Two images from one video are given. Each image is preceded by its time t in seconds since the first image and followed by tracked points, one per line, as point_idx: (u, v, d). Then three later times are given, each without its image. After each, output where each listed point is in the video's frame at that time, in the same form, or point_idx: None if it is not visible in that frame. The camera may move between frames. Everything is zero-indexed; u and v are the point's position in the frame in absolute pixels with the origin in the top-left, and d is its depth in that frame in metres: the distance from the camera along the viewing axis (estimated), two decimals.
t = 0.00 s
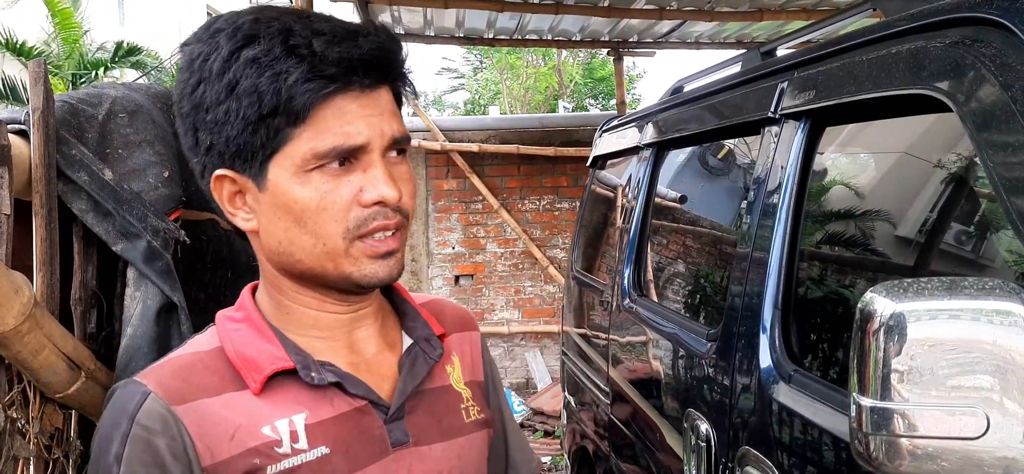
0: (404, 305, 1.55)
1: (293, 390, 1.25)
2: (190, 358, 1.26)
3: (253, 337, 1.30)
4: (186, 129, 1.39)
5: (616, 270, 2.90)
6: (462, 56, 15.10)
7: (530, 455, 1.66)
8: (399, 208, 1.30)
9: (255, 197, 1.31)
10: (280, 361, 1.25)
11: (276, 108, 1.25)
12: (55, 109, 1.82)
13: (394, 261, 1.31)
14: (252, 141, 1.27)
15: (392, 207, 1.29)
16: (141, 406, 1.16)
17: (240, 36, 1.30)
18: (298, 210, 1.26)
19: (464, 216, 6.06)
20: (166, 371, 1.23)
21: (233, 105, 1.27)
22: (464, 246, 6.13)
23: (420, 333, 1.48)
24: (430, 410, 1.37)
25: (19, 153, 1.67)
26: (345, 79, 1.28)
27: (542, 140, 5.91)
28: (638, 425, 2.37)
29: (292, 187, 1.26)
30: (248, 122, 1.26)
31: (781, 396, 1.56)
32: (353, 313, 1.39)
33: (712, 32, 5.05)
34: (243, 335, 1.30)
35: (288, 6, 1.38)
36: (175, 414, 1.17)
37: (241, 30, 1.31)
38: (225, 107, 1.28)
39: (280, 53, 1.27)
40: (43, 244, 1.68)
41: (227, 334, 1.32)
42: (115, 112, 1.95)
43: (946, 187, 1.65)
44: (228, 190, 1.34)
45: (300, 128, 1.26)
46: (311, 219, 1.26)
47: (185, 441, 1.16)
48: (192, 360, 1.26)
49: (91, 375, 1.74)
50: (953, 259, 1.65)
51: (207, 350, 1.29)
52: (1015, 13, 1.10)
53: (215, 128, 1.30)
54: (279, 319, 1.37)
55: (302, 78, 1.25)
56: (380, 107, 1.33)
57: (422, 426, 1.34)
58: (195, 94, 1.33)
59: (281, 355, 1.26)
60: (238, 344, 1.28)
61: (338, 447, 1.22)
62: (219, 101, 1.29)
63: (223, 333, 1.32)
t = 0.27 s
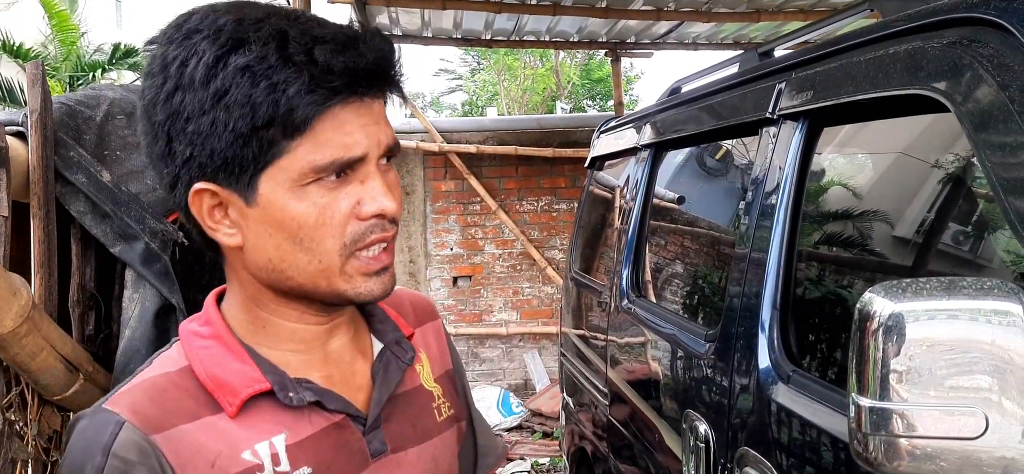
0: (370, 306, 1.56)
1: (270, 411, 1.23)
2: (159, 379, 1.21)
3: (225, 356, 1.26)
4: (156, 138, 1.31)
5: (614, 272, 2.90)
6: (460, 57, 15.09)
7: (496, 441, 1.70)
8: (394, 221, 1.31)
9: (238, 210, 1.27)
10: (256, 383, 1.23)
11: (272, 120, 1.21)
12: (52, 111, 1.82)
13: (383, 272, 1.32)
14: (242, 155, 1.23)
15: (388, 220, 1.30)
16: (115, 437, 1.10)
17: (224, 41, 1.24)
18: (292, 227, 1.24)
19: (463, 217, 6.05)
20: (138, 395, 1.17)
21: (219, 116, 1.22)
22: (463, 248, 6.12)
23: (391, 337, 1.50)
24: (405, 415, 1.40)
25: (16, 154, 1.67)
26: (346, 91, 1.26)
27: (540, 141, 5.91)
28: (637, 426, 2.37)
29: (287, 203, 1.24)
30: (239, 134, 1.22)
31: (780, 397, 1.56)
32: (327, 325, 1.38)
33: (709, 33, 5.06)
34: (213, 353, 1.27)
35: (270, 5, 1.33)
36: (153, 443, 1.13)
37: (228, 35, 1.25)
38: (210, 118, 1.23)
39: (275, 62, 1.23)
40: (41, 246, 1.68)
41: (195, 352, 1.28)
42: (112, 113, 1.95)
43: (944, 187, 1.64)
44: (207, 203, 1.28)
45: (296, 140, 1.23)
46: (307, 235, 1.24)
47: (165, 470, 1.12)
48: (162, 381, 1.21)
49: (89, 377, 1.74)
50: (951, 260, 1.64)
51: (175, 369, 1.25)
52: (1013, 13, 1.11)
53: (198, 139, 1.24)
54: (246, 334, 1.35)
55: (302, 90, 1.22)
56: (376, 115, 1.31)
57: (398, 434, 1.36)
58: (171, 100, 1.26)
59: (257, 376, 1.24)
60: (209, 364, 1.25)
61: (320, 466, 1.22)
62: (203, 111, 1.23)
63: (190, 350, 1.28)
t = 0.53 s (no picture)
0: (354, 306, 1.54)
1: (257, 412, 1.21)
2: (143, 384, 1.19)
3: (209, 359, 1.25)
4: (129, 139, 1.30)
5: (613, 273, 2.90)
6: (457, 59, 15.10)
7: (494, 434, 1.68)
8: (374, 201, 1.31)
9: (220, 204, 1.26)
10: (241, 383, 1.21)
11: (244, 105, 1.21)
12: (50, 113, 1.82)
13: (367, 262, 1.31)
14: (217, 144, 1.22)
15: (369, 199, 1.29)
16: (99, 442, 1.08)
17: (190, 32, 1.24)
18: (274, 212, 1.23)
19: (461, 219, 6.05)
20: (121, 400, 1.15)
21: (191, 107, 1.21)
22: (461, 249, 6.12)
23: (374, 335, 1.48)
24: (392, 413, 1.37)
25: (12, 157, 1.67)
26: (313, 68, 1.27)
27: (538, 142, 5.91)
28: (635, 426, 2.37)
29: (268, 190, 1.23)
30: (213, 122, 1.21)
31: (778, 397, 1.56)
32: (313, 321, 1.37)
33: (706, 34, 5.06)
34: (198, 356, 1.25)
35: None
36: (138, 447, 1.10)
37: (193, 28, 1.25)
38: (182, 111, 1.21)
39: (241, 46, 1.23)
40: (39, 248, 1.68)
41: (179, 356, 1.26)
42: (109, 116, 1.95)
43: (942, 187, 1.67)
44: (186, 198, 1.28)
45: (271, 125, 1.23)
46: (289, 220, 1.23)
47: None
48: (146, 386, 1.19)
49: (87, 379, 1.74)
50: (948, 259, 1.66)
51: (159, 374, 1.23)
52: (1009, 13, 1.11)
53: (171, 132, 1.23)
54: (230, 336, 1.33)
55: (272, 70, 1.22)
56: (347, 98, 1.32)
57: (387, 431, 1.33)
58: (143, 97, 1.25)
59: (242, 376, 1.22)
60: (193, 367, 1.23)
61: (309, 464, 1.19)
62: (175, 104, 1.22)
63: (174, 355, 1.26)
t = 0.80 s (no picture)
0: (334, 307, 1.49)
1: (238, 416, 1.19)
2: (122, 392, 1.18)
3: (188, 365, 1.22)
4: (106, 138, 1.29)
5: (611, 274, 2.90)
6: (455, 60, 15.11)
7: (508, 408, 1.65)
8: (353, 205, 1.31)
9: (196, 205, 1.24)
10: (220, 387, 1.18)
11: (222, 105, 1.19)
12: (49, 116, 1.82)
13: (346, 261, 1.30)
14: (194, 142, 1.20)
15: (347, 202, 1.29)
16: (76, 450, 1.06)
17: (171, 33, 1.24)
18: (250, 213, 1.22)
19: (459, 220, 6.05)
20: (100, 408, 1.14)
21: (169, 106, 1.20)
22: (459, 250, 6.12)
23: (356, 335, 1.43)
24: (377, 414, 1.34)
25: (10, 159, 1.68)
26: (293, 71, 1.25)
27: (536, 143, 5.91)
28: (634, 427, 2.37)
29: (244, 190, 1.21)
30: (190, 122, 1.20)
31: (777, 398, 1.56)
32: (293, 323, 1.35)
33: (704, 35, 5.07)
34: (177, 362, 1.23)
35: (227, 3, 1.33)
36: (116, 455, 1.08)
37: (174, 28, 1.24)
38: (160, 110, 1.20)
39: (222, 47, 1.23)
40: (38, 251, 1.68)
41: (158, 362, 1.24)
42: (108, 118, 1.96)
43: (938, 188, 1.60)
44: (162, 199, 1.26)
45: (249, 124, 1.21)
46: (265, 222, 1.22)
47: None
48: (125, 393, 1.17)
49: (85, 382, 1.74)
50: (947, 261, 1.59)
51: (138, 381, 1.21)
52: (1005, 14, 1.11)
53: (148, 130, 1.22)
54: (211, 341, 1.31)
55: (251, 72, 1.21)
56: (326, 100, 1.31)
57: (372, 431, 1.31)
58: (121, 97, 1.24)
59: (221, 381, 1.19)
60: (172, 373, 1.21)
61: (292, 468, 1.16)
62: (152, 103, 1.21)
63: (153, 361, 1.24)
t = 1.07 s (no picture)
0: (326, 310, 1.49)
1: (231, 428, 1.17)
2: (113, 403, 1.15)
3: (181, 376, 1.21)
4: (90, 143, 1.29)
5: (610, 276, 2.90)
6: (454, 62, 15.12)
7: (513, 377, 1.63)
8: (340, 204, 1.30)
9: (182, 209, 1.24)
10: (214, 399, 1.17)
11: (204, 106, 1.19)
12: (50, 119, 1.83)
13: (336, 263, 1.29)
14: (177, 146, 1.20)
15: (336, 202, 1.28)
16: (69, 464, 1.04)
17: (151, 34, 1.23)
18: (238, 216, 1.21)
19: (458, 222, 6.05)
20: (91, 420, 1.11)
21: (151, 109, 1.20)
22: (458, 252, 6.12)
23: (349, 340, 1.43)
24: (371, 420, 1.33)
25: (12, 163, 1.69)
26: (274, 68, 1.25)
27: (535, 145, 5.91)
28: (633, 429, 2.37)
29: (232, 193, 1.21)
30: (173, 124, 1.20)
31: (777, 400, 1.56)
32: (286, 331, 1.34)
33: (702, 36, 5.08)
34: (168, 372, 1.21)
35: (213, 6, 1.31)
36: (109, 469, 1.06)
37: (154, 31, 1.24)
38: (142, 113, 1.20)
39: (201, 47, 1.22)
40: (39, 254, 1.68)
41: (150, 372, 1.22)
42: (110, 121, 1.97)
43: (937, 190, 1.62)
44: (148, 205, 1.25)
45: (234, 125, 1.21)
46: (252, 223, 1.21)
47: None
48: (116, 405, 1.15)
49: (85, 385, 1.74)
50: (947, 263, 1.60)
51: (129, 392, 1.19)
52: (1004, 17, 1.11)
53: (129, 135, 1.22)
54: (202, 350, 1.30)
55: (232, 70, 1.20)
56: (311, 100, 1.30)
57: (366, 439, 1.30)
58: (103, 102, 1.24)
59: (214, 392, 1.18)
60: (164, 384, 1.19)
61: None
62: (135, 107, 1.21)
63: (144, 371, 1.22)
